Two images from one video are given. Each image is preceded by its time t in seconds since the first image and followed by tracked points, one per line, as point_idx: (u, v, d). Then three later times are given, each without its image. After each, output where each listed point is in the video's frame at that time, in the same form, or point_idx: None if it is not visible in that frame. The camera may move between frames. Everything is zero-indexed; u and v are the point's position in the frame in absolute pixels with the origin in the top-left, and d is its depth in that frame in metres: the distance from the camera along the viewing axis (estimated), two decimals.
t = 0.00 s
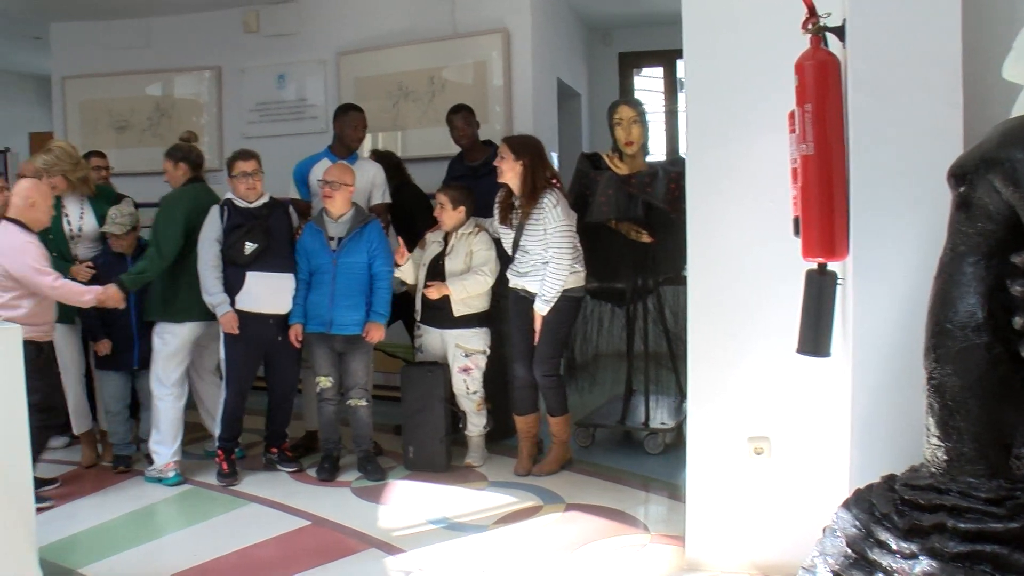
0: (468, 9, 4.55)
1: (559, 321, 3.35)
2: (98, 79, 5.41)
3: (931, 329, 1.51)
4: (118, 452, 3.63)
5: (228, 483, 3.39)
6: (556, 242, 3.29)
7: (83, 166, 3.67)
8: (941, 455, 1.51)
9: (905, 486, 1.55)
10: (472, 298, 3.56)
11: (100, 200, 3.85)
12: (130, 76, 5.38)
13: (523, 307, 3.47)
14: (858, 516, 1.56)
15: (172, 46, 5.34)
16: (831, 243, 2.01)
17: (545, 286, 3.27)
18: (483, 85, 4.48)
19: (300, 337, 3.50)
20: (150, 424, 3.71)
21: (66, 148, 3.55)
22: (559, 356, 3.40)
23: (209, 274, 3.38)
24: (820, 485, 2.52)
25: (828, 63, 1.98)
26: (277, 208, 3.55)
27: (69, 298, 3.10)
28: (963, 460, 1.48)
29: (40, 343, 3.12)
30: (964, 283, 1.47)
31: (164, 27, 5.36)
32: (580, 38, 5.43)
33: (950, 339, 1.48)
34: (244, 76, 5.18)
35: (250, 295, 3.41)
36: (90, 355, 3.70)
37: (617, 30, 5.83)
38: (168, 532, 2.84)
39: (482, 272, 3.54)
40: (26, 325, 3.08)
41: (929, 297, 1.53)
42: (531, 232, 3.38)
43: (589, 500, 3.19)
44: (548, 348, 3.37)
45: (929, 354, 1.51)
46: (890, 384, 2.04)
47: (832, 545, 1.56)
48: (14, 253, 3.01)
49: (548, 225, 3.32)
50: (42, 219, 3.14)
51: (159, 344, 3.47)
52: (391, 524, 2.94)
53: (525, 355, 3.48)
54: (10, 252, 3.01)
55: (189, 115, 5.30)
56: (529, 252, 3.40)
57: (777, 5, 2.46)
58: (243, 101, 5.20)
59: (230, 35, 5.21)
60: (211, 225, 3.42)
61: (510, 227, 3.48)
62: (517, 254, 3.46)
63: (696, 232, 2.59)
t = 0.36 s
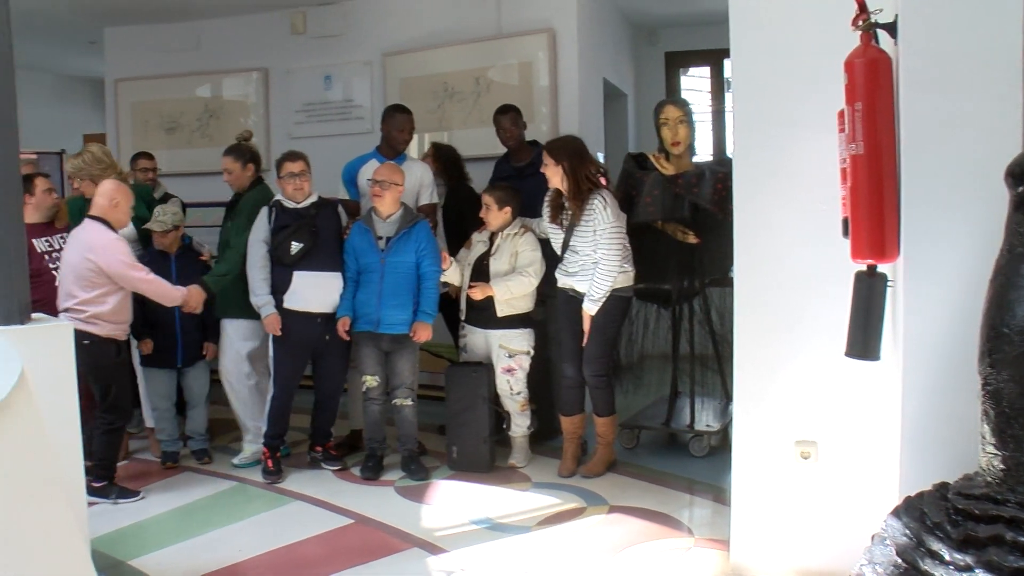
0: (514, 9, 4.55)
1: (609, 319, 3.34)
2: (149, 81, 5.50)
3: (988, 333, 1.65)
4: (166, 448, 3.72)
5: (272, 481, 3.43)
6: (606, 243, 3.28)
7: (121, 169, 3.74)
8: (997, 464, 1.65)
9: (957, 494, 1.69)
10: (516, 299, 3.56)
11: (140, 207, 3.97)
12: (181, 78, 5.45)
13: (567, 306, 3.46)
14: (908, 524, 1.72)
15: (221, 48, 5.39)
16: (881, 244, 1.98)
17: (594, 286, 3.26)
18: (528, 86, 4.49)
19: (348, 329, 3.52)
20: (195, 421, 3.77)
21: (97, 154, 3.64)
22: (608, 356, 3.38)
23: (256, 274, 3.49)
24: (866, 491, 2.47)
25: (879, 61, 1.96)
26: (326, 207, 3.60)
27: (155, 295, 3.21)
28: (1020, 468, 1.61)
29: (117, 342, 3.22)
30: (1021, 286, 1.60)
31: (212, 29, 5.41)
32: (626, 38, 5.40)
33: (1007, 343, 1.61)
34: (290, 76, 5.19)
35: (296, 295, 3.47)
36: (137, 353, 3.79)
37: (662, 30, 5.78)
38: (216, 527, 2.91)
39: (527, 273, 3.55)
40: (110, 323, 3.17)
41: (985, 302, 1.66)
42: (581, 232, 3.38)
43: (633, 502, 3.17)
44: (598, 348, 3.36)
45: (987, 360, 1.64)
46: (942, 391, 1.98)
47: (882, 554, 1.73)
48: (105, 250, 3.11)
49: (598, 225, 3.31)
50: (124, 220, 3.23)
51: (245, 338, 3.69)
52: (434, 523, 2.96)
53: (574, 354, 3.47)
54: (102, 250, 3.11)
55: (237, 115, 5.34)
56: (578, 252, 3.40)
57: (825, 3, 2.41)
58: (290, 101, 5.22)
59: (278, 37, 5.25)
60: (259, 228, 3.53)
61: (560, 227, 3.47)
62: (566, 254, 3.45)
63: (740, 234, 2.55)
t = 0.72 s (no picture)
0: (559, 9, 4.54)
1: (656, 324, 3.33)
2: (199, 83, 5.59)
3: None
4: (209, 446, 3.78)
5: (315, 480, 3.48)
6: (651, 249, 3.25)
7: (157, 174, 3.70)
8: None
9: (1013, 508, 1.65)
10: (561, 302, 3.57)
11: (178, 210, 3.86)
12: (228, 80, 5.53)
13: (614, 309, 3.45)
14: (960, 537, 1.69)
15: (267, 50, 5.44)
16: (931, 249, 1.91)
17: (640, 291, 3.24)
18: (573, 87, 4.48)
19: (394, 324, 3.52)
20: (237, 421, 3.84)
21: (132, 157, 3.62)
22: (654, 359, 3.36)
23: (304, 274, 3.54)
24: (913, 499, 2.41)
25: (929, 60, 1.88)
26: (371, 208, 3.64)
27: (220, 300, 3.24)
28: None
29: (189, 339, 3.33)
30: None
31: (258, 30, 5.45)
32: (672, 38, 5.35)
33: None
34: (337, 78, 5.22)
35: (343, 295, 3.52)
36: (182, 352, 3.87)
37: (708, 31, 5.72)
38: (260, 525, 2.97)
39: (571, 276, 3.55)
40: (181, 321, 3.27)
41: None
42: (626, 239, 3.35)
43: (676, 507, 3.13)
44: (644, 353, 3.34)
45: None
46: (992, 401, 1.92)
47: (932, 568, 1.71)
48: (173, 252, 3.18)
49: (642, 232, 3.28)
50: (191, 222, 3.33)
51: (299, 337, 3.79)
52: (475, 526, 2.98)
53: (618, 358, 3.45)
54: (172, 251, 3.18)
55: (283, 117, 5.39)
56: (624, 259, 3.37)
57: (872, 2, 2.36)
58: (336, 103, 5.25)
59: (323, 39, 5.26)
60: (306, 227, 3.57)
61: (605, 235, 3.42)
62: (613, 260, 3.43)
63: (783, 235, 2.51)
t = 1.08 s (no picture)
0: (594, 13, 4.52)
1: (692, 332, 3.29)
2: (236, 90, 5.67)
3: None
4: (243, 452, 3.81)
5: (348, 486, 3.50)
6: (686, 257, 3.21)
7: (204, 179, 3.71)
8: None
9: None
10: (593, 307, 3.53)
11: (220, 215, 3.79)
12: (264, 86, 5.59)
13: (649, 316, 3.42)
14: (1008, 554, 1.64)
15: (303, 56, 5.49)
16: (974, 254, 1.85)
17: (676, 299, 3.22)
18: (609, 91, 4.46)
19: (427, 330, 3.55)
20: (273, 426, 3.88)
21: (181, 161, 3.66)
22: (689, 366, 3.32)
23: (338, 279, 3.55)
24: (956, 509, 2.34)
25: (972, 60, 1.83)
26: (405, 213, 3.64)
27: (267, 313, 3.31)
28: None
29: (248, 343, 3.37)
30: None
31: (294, 38, 5.52)
32: (709, 42, 5.31)
33: None
34: (372, 84, 5.26)
35: (377, 301, 3.53)
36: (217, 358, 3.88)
37: (746, 33, 5.66)
38: (292, 531, 2.99)
39: (605, 271, 3.48)
40: (243, 325, 3.31)
41: None
42: (662, 248, 3.31)
43: (711, 517, 3.08)
44: (678, 361, 3.30)
45: None
46: None
47: None
48: (234, 254, 3.23)
49: (678, 240, 3.24)
50: (246, 225, 3.38)
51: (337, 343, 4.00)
52: (508, 533, 2.96)
53: (654, 365, 3.42)
54: (233, 253, 3.23)
55: (319, 123, 5.45)
56: (661, 268, 3.33)
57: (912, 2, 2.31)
58: (371, 109, 5.29)
59: (358, 46, 5.30)
60: (342, 233, 3.58)
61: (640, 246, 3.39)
62: (649, 269, 3.40)
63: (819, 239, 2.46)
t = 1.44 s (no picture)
0: (622, 6, 4.46)
1: (723, 331, 3.23)
2: (262, 87, 5.69)
3: None
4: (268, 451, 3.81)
5: (376, 485, 3.49)
6: (715, 256, 3.16)
7: (236, 173, 3.72)
8: None
9: None
10: (618, 302, 3.48)
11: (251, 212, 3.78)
12: (291, 83, 5.60)
13: (679, 314, 3.37)
14: None
15: (330, 53, 5.49)
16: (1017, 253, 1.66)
17: (706, 297, 3.17)
18: (638, 86, 4.41)
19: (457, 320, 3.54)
20: (301, 425, 3.88)
21: (215, 154, 3.69)
22: (721, 365, 3.27)
23: (365, 278, 3.52)
24: (998, 514, 2.27)
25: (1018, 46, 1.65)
26: (433, 210, 3.62)
27: (306, 310, 3.32)
28: None
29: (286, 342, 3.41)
30: None
31: (320, 34, 5.52)
32: (740, 34, 5.23)
33: None
34: (399, 80, 5.25)
35: (404, 300, 3.50)
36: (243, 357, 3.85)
37: (778, 25, 5.57)
38: (319, 530, 2.99)
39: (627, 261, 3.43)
40: (284, 324, 3.34)
41: None
42: (691, 246, 3.25)
43: (743, 518, 3.02)
44: (710, 360, 3.25)
45: None
46: None
47: None
48: (277, 253, 3.25)
49: (707, 236, 3.18)
50: (287, 224, 3.42)
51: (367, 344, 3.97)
52: (536, 534, 2.93)
53: (684, 364, 3.36)
54: (275, 252, 3.26)
55: (346, 120, 5.46)
56: (690, 266, 3.27)
57: None
58: (398, 106, 5.28)
59: (385, 42, 5.28)
60: (369, 229, 3.55)
61: (669, 244, 3.33)
62: (678, 266, 3.34)
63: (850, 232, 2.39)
